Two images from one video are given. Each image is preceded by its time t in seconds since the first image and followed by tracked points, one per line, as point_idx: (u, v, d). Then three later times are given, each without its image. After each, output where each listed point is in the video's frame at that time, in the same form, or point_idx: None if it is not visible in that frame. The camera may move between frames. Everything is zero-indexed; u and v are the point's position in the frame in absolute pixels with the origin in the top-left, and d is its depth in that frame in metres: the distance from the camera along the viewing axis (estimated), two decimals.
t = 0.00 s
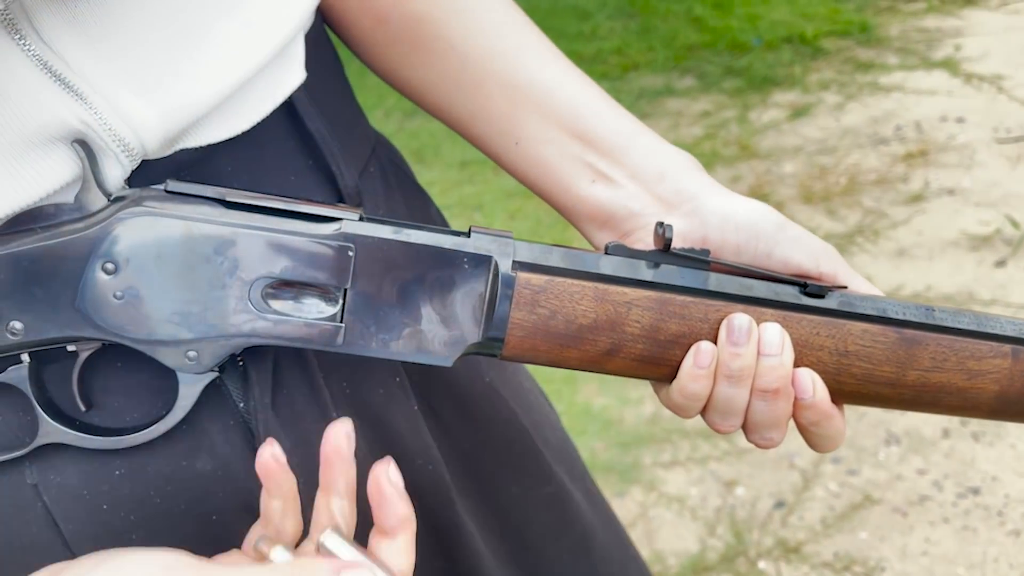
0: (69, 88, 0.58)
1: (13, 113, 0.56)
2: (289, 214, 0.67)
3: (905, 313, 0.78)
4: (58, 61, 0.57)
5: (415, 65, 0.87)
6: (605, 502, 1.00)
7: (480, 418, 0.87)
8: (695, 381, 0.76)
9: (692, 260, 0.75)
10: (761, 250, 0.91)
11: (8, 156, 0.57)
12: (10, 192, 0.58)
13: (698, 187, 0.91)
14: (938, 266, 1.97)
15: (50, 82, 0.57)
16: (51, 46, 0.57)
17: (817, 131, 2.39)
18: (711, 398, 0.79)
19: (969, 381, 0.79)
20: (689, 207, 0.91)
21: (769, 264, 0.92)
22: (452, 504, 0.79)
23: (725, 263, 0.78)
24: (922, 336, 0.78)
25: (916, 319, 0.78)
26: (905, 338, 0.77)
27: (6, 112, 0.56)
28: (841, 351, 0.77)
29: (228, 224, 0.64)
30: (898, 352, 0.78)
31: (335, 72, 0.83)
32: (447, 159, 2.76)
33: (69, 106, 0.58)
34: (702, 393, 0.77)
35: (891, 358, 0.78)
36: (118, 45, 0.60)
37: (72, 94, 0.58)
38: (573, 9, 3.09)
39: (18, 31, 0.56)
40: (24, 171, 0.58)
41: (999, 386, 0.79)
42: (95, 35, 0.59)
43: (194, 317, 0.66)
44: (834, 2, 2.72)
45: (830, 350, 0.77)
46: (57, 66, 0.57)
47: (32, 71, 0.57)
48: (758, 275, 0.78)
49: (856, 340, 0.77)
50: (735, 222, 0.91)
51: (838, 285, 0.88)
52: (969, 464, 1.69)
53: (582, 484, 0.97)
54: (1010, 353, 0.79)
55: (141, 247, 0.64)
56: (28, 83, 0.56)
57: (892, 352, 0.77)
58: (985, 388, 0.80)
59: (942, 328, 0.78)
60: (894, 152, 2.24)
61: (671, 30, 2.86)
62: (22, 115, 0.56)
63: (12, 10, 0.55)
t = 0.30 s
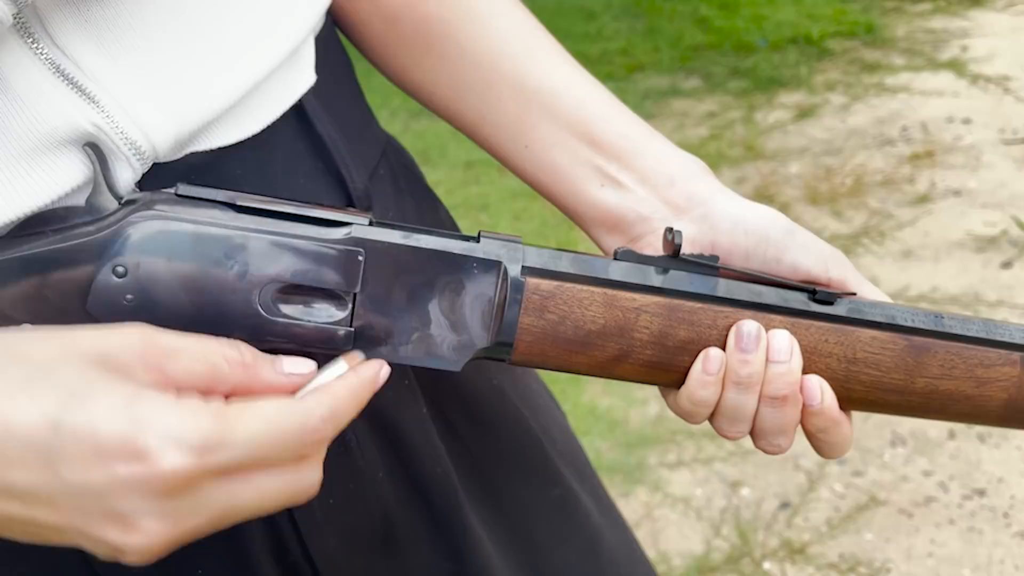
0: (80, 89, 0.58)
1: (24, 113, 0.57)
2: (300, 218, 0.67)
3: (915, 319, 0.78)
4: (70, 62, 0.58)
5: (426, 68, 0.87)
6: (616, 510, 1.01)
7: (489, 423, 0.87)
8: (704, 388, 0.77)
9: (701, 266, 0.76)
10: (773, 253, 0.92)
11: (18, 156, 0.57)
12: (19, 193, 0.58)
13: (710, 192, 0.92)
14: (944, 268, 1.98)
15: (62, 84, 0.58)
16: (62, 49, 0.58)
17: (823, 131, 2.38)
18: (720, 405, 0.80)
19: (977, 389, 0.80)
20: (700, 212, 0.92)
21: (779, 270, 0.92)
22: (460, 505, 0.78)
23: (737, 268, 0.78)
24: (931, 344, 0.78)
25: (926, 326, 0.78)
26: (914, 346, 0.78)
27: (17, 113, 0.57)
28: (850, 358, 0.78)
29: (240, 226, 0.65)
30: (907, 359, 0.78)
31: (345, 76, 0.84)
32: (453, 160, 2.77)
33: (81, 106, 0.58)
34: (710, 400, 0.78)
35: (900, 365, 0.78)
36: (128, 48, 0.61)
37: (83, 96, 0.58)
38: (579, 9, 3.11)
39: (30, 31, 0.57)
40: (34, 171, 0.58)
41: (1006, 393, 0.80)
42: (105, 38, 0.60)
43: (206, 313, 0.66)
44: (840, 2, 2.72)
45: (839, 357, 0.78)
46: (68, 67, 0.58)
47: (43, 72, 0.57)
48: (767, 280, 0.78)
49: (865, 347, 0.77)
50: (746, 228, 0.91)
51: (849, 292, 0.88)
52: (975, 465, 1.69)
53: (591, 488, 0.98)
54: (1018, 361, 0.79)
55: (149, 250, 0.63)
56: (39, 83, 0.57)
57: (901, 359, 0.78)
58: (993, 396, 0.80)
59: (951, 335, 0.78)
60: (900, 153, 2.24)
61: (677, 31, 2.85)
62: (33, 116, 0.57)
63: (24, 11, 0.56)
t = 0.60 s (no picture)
0: (88, 93, 0.59)
1: (33, 117, 0.57)
2: (308, 223, 0.67)
3: (923, 331, 0.78)
4: (79, 66, 0.59)
5: (435, 71, 0.88)
6: (621, 507, 1.02)
7: (497, 427, 0.88)
8: (712, 399, 0.77)
9: (710, 275, 0.76)
10: (781, 265, 0.92)
11: (27, 159, 0.58)
12: (30, 197, 0.59)
13: (720, 200, 0.92)
14: (951, 267, 1.98)
15: (71, 88, 0.58)
16: (71, 52, 0.58)
17: (830, 131, 2.38)
18: (727, 414, 0.80)
19: (985, 401, 0.80)
20: (710, 219, 0.92)
21: (790, 280, 0.92)
22: (467, 510, 0.79)
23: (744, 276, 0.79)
24: (939, 356, 0.78)
25: (934, 337, 0.78)
26: (923, 357, 0.78)
27: (25, 115, 0.57)
28: (858, 369, 0.78)
29: (248, 232, 0.65)
30: (915, 371, 0.78)
31: (355, 80, 0.84)
32: (459, 159, 2.78)
33: (90, 111, 0.59)
34: (718, 410, 0.78)
35: (908, 376, 0.78)
36: (138, 52, 0.61)
37: (91, 99, 0.59)
38: (585, 8, 3.11)
39: (39, 36, 0.57)
40: (44, 175, 0.59)
41: (1014, 405, 0.80)
42: (114, 41, 0.60)
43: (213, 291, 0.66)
44: (847, 2, 2.71)
45: (847, 368, 0.78)
46: (77, 71, 0.59)
47: (52, 77, 0.58)
48: (776, 289, 0.79)
49: (873, 358, 0.78)
50: (755, 235, 0.91)
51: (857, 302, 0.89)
52: (982, 466, 1.69)
53: (597, 488, 0.99)
54: None
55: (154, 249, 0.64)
56: (48, 88, 0.58)
57: (909, 370, 0.78)
58: (1001, 408, 0.80)
59: (960, 348, 0.79)
60: (907, 153, 2.24)
61: (683, 31, 2.85)
62: (41, 120, 0.58)
63: (33, 16, 0.56)
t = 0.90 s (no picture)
0: (96, 98, 0.59)
1: (42, 125, 0.57)
2: (316, 224, 0.68)
3: (928, 327, 0.79)
4: (87, 72, 0.58)
5: (441, 72, 0.89)
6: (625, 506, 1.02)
7: (504, 428, 0.88)
8: (718, 397, 0.77)
9: (715, 274, 0.77)
10: (787, 264, 0.92)
11: (37, 165, 0.58)
12: (41, 203, 0.59)
13: (725, 199, 0.93)
14: (958, 267, 1.99)
15: (79, 94, 0.58)
16: (78, 58, 0.58)
17: (837, 131, 2.38)
18: (733, 411, 0.80)
19: (990, 397, 0.80)
20: (716, 219, 0.93)
21: (795, 278, 0.93)
22: (475, 513, 0.80)
23: (748, 276, 0.79)
24: (944, 352, 0.79)
25: (939, 333, 0.79)
26: (927, 353, 0.79)
27: (34, 123, 0.57)
28: (863, 366, 0.78)
29: (258, 233, 0.66)
30: (921, 367, 0.79)
31: (363, 81, 0.85)
32: (465, 158, 2.79)
33: (98, 117, 0.58)
34: (723, 407, 0.79)
35: (913, 372, 0.79)
36: (146, 56, 0.60)
37: (99, 105, 0.59)
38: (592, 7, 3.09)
39: (46, 42, 0.57)
40: (54, 181, 0.59)
41: (1020, 401, 0.81)
42: (120, 45, 0.60)
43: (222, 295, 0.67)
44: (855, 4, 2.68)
45: (852, 365, 0.78)
46: (85, 77, 0.58)
47: (60, 83, 0.58)
48: (781, 287, 0.79)
49: (879, 355, 0.78)
50: (761, 234, 0.92)
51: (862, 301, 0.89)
52: (989, 466, 1.69)
53: (603, 488, 0.99)
54: None
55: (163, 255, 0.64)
56: (56, 95, 0.58)
57: (914, 367, 0.79)
58: (1006, 404, 0.81)
59: (965, 344, 0.79)
60: (915, 153, 2.24)
61: (690, 30, 2.85)
62: (50, 127, 0.58)
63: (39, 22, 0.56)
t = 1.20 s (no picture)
0: (106, 99, 0.59)
1: (53, 125, 0.58)
2: (324, 222, 0.69)
3: (924, 319, 0.79)
4: (96, 73, 0.59)
5: (444, 69, 0.89)
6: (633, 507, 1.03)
7: (509, 423, 0.89)
8: (720, 389, 0.78)
9: (716, 268, 0.77)
10: (785, 258, 0.93)
11: (47, 166, 0.59)
12: (52, 203, 0.60)
13: (725, 195, 0.94)
14: (965, 267, 1.99)
15: (88, 95, 0.59)
16: (87, 59, 0.59)
17: (843, 130, 2.38)
18: (735, 404, 0.81)
19: (986, 387, 0.81)
20: (714, 215, 0.94)
21: (793, 272, 0.94)
22: (482, 508, 0.81)
23: (750, 271, 0.80)
24: (940, 343, 0.79)
25: (935, 325, 0.79)
26: (924, 345, 0.79)
27: (46, 123, 0.58)
28: (861, 357, 0.79)
29: (268, 231, 0.67)
30: (917, 358, 0.79)
31: (367, 79, 0.86)
32: (471, 158, 2.79)
33: (107, 118, 0.59)
34: (725, 399, 0.79)
35: (910, 363, 0.79)
36: (154, 57, 0.61)
37: (108, 105, 0.59)
38: (598, 6, 3.07)
39: (56, 43, 0.57)
40: (65, 181, 0.60)
41: (1014, 390, 0.81)
42: (129, 47, 0.60)
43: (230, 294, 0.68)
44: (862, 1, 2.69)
45: (850, 357, 0.79)
46: (95, 78, 0.59)
47: (70, 84, 0.58)
48: (782, 282, 0.80)
49: (876, 347, 0.79)
50: (761, 229, 0.93)
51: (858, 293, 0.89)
52: (995, 466, 1.69)
53: (609, 486, 1.00)
54: None
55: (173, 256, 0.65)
56: (67, 96, 0.58)
57: (911, 358, 0.79)
58: (1001, 394, 0.81)
59: (960, 335, 0.79)
60: (922, 152, 2.24)
61: (696, 29, 2.85)
62: (60, 128, 0.58)
63: (49, 24, 0.56)
